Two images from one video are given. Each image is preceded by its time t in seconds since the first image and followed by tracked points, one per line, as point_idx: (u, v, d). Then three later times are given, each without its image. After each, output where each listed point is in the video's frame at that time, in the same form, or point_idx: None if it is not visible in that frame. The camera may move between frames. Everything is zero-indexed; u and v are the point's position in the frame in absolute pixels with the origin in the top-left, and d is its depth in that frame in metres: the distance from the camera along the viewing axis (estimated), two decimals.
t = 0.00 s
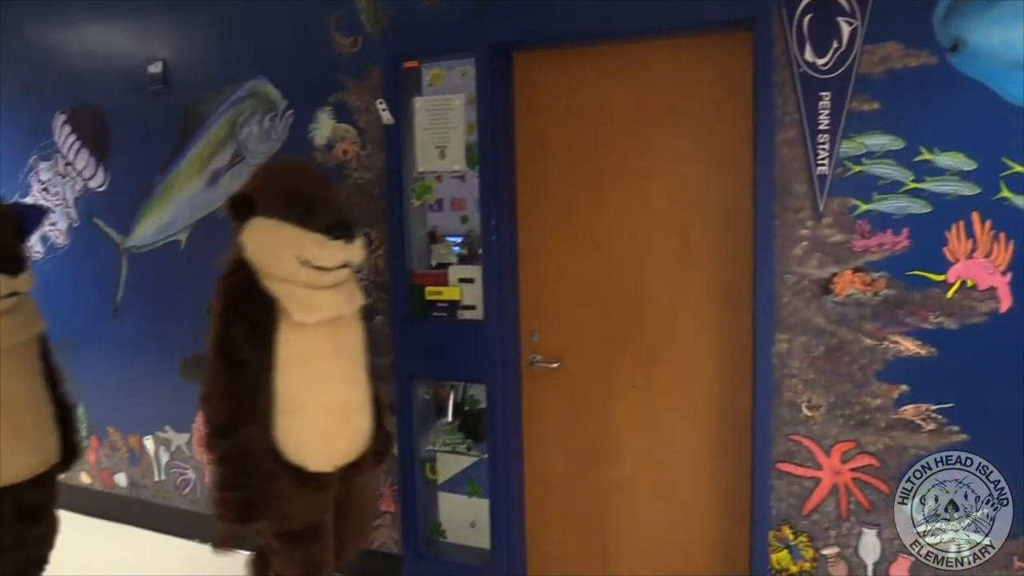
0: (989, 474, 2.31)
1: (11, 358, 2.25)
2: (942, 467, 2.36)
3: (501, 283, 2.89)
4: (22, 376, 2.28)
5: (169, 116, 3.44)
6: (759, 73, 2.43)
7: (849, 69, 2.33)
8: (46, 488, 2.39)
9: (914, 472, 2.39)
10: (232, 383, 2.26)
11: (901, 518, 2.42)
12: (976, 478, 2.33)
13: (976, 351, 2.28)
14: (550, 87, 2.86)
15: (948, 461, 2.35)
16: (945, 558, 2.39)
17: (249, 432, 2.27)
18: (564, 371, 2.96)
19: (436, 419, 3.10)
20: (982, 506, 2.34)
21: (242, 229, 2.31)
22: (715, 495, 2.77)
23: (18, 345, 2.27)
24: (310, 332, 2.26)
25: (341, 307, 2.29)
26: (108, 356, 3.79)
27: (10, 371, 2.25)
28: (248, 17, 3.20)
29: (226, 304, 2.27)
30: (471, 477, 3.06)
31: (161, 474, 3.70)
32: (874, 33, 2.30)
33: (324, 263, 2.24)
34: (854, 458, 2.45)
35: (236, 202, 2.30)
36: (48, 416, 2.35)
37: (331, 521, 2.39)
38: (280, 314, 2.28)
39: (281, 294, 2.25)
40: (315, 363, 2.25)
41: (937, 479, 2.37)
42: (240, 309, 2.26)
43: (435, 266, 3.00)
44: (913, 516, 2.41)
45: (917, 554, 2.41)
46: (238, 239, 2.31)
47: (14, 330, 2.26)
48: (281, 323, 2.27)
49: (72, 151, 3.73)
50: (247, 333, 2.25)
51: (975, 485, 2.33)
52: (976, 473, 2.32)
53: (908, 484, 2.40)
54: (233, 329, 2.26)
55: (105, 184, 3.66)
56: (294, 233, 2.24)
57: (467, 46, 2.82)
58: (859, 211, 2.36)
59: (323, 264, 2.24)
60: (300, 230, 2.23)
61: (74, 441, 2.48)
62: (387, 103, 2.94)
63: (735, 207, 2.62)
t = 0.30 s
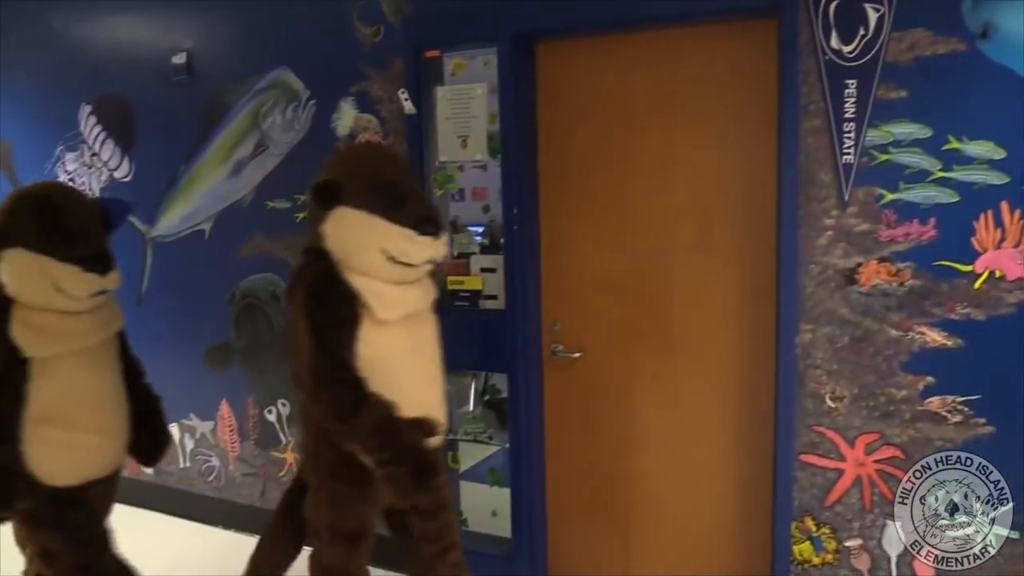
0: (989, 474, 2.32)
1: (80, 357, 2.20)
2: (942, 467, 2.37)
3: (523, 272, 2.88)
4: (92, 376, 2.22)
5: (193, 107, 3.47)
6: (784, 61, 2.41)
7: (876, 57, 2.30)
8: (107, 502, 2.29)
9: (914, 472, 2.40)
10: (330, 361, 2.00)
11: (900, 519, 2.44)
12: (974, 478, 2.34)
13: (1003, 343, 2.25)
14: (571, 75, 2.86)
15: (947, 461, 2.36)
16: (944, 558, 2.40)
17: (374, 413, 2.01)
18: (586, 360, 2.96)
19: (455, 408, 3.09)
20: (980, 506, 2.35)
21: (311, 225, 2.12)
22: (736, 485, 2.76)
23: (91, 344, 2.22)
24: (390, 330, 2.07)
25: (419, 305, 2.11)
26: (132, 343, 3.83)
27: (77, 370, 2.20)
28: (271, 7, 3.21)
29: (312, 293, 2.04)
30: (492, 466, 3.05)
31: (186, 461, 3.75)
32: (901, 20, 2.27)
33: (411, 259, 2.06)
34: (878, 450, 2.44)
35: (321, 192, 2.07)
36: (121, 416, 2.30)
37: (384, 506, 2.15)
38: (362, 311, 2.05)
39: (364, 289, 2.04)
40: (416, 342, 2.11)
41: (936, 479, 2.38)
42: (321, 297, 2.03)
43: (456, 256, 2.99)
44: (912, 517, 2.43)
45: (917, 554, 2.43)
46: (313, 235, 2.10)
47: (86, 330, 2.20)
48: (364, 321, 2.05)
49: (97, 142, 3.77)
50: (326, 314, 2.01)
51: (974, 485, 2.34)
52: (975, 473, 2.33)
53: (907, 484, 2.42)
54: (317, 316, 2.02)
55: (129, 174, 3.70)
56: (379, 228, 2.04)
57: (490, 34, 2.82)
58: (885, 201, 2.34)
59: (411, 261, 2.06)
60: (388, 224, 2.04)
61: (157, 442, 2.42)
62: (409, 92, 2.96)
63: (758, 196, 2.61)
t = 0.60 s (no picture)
0: (989, 474, 2.33)
1: (165, 346, 2.26)
2: (942, 467, 2.38)
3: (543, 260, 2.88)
4: (178, 364, 2.28)
5: (214, 97, 3.48)
6: (807, 49, 2.38)
7: (901, 44, 2.27)
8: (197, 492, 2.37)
9: (913, 473, 2.42)
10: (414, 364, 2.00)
11: (901, 519, 2.45)
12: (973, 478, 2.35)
13: None
14: (590, 63, 2.84)
15: (947, 461, 2.37)
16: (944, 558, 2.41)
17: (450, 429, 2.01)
18: (606, 350, 2.96)
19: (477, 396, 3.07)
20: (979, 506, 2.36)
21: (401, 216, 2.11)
22: (757, 475, 2.75)
23: (173, 331, 2.27)
24: (487, 324, 2.04)
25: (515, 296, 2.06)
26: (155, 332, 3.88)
27: (164, 358, 2.25)
28: None
29: (400, 290, 2.02)
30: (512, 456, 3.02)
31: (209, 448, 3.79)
32: (926, 6, 2.23)
33: (506, 250, 2.00)
34: (900, 441, 2.42)
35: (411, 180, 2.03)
36: (204, 404, 2.34)
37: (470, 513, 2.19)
38: (456, 305, 2.02)
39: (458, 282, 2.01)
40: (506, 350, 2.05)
41: (936, 479, 2.39)
42: (412, 293, 2.02)
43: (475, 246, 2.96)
44: (913, 517, 2.44)
45: (918, 554, 2.44)
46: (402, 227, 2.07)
47: (166, 318, 2.26)
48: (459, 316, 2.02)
49: (120, 132, 3.80)
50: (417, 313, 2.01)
51: (973, 484, 2.35)
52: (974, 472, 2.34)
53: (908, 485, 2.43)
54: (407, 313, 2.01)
55: (152, 164, 3.73)
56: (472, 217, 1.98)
57: (509, 22, 2.80)
58: (909, 189, 2.31)
59: (508, 252, 2.00)
60: (481, 212, 1.98)
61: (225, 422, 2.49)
62: (429, 81, 2.97)
63: (779, 184, 2.58)
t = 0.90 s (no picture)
0: (989, 473, 2.34)
1: (243, 337, 2.37)
2: (942, 468, 2.39)
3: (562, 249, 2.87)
4: (255, 357, 2.39)
5: (233, 87, 3.50)
6: (829, 36, 2.35)
7: (923, 31, 2.24)
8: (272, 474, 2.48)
9: (913, 474, 2.43)
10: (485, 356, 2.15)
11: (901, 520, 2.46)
12: (973, 478, 2.36)
13: None
14: (607, 51, 2.83)
15: (946, 461, 2.38)
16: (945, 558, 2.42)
17: (502, 434, 2.19)
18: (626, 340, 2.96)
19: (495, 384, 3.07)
20: (978, 505, 2.38)
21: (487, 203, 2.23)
22: (777, 466, 2.74)
23: (249, 322, 2.38)
24: (578, 315, 2.14)
25: (605, 287, 2.17)
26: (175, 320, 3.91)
27: (241, 352, 2.35)
28: None
29: (479, 278, 2.16)
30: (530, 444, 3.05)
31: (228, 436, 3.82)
32: None
33: (597, 240, 2.09)
34: (920, 432, 2.40)
35: (502, 168, 2.14)
36: (275, 397, 2.45)
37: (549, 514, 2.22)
38: (546, 295, 2.14)
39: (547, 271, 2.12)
40: (586, 348, 2.14)
41: (936, 480, 2.40)
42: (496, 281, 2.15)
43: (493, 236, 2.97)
44: (913, 518, 2.45)
45: (918, 554, 2.45)
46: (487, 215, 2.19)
47: (244, 310, 2.37)
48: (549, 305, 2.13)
49: (140, 122, 3.82)
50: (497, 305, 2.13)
51: (972, 485, 2.37)
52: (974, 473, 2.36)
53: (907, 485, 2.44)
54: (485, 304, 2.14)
55: (171, 154, 3.75)
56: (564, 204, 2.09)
57: (527, 11, 2.79)
58: (931, 178, 2.28)
59: (598, 242, 2.09)
60: (572, 200, 2.08)
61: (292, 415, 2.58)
62: (447, 71, 2.96)
63: (800, 172, 2.56)
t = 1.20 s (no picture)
0: (989, 474, 2.34)
1: (329, 330, 2.33)
2: (941, 468, 2.40)
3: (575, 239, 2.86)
4: (343, 350, 2.35)
5: (247, 76, 3.50)
6: (846, 22, 2.32)
7: (941, 18, 2.22)
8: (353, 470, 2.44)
9: (913, 474, 2.44)
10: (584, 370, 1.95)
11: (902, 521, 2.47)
12: (972, 478, 2.37)
13: None
14: (621, 37, 2.81)
15: (946, 461, 2.39)
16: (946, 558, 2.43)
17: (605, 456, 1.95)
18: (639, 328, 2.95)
19: (509, 372, 3.12)
20: (979, 505, 2.39)
21: (578, 200, 2.06)
22: (790, 455, 2.73)
23: (336, 313, 2.35)
24: (681, 324, 1.96)
25: (706, 291, 1.99)
26: (189, 310, 3.93)
27: (329, 346, 2.31)
28: None
29: (576, 283, 1.99)
30: (542, 433, 3.08)
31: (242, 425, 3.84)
32: None
33: (703, 241, 1.91)
34: (935, 423, 2.39)
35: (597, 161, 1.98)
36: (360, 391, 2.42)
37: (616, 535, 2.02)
38: (647, 302, 1.94)
39: (646, 275, 1.94)
40: (688, 358, 1.95)
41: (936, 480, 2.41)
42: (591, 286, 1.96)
43: (507, 225, 3.01)
44: (914, 518, 2.46)
45: (918, 554, 2.46)
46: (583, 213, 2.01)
47: (331, 301, 2.33)
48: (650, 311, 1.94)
49: (154, 112, 3.84)
50: (591, 312, 1.94)
51: (972, 485, 2.37)
52: (973, 473, 2.36)
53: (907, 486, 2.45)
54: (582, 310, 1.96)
55: (185, 144, 3.76)
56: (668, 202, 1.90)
57: None
58: (948, 167, 2.27)
59: (704, 243, 1.92)
60: (677, 197, 1.89)
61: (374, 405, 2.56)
62: (459, 60, 2.92)
63: (818, 160, 2.54)
